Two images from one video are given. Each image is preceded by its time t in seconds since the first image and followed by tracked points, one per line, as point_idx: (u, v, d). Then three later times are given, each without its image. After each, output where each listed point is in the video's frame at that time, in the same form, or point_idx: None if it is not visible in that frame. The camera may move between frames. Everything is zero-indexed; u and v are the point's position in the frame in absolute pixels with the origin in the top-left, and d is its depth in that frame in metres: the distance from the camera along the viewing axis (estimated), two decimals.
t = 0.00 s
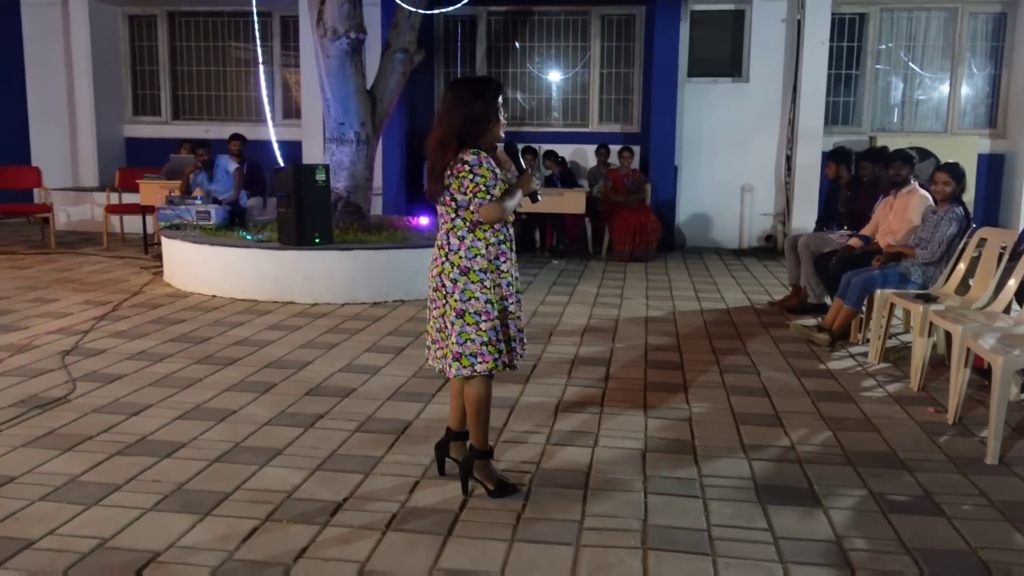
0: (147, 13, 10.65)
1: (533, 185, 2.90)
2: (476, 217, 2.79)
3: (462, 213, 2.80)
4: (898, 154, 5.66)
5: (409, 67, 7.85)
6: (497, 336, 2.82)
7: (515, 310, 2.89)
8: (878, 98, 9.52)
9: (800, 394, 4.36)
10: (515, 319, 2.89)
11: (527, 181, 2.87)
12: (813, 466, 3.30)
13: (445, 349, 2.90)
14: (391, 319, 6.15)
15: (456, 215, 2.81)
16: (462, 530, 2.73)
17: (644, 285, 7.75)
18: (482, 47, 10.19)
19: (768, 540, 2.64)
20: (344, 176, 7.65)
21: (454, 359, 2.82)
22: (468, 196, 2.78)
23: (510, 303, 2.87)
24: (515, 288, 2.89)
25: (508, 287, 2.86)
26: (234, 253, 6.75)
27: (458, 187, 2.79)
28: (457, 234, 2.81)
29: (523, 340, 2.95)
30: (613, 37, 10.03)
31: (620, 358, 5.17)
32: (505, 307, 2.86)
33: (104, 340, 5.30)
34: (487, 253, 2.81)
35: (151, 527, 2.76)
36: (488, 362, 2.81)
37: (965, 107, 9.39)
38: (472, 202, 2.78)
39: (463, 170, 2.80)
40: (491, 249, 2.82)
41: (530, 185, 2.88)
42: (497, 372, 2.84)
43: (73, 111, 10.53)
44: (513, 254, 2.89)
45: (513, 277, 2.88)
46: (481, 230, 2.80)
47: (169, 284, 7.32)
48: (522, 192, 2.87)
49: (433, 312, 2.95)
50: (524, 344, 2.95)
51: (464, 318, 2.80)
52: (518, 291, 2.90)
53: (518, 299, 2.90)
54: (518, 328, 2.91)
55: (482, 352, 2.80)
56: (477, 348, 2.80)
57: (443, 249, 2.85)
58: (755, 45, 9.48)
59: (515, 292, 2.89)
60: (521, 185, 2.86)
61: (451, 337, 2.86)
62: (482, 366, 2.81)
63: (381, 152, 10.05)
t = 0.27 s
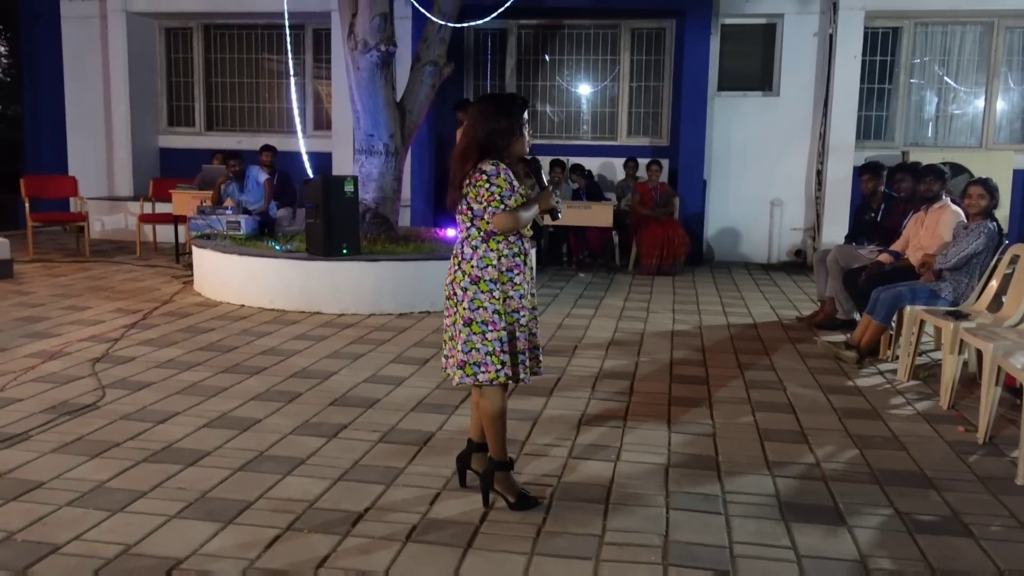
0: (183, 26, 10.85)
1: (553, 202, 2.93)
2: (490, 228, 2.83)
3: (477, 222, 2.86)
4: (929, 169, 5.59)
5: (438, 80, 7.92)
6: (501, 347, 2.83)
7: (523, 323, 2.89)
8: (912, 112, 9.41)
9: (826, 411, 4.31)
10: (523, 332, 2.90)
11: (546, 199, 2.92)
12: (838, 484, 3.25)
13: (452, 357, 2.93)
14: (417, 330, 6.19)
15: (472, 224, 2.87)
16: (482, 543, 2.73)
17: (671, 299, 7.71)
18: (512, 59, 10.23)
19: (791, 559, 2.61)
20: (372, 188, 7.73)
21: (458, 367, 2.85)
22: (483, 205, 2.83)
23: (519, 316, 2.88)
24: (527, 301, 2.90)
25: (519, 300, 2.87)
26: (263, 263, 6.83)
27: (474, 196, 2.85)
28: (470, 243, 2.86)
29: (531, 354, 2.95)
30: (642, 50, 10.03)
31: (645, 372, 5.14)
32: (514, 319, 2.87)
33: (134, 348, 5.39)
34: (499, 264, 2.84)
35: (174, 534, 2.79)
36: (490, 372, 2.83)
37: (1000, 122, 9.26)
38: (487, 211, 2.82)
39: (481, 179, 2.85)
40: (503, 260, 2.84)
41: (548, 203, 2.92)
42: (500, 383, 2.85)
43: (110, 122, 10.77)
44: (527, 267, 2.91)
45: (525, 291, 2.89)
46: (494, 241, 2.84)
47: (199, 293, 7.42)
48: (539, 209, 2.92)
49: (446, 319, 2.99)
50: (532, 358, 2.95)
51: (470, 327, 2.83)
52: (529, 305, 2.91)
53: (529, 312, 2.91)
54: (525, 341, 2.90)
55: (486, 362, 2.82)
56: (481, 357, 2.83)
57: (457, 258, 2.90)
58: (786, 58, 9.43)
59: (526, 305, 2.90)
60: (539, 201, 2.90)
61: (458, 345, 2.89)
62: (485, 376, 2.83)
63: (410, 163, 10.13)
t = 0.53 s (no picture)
0: (210, 40, 11.02)
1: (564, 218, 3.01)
2: (499, 237, 2.85)
3: (488, 231, 2.88)
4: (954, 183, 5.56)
5: (461, 92, 7.98)
6: (504, 356, 2.86)
7: (530, 334, 2.89)
8: (937, 125, 9.34)
9: (849, 427, 4.27)
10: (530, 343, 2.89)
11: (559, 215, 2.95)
12: (861, 500, 3.22)
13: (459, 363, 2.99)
14: (437, 342, 6.21)
15: (482, 233, 2.90)
16: (500, 555, 2.73)
17: (692, 313, 7.68)
18: (534, 72, 10.27)
19: None
20: (395, 200, 7.78)
21: (461, 372, 2.92)
22: (494, 213, 2.87)
23: (527, 327, 2.88)
24: (536, 312, 2.90)
25: (526, 311, 2.87)
26: (285, 274, 6.89)
27: (488, 204, 2.89)
28: (479, 252, 2.89)
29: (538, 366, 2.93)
30: (665, 63, 10.05)
31: (665, 385, 5.12)
32: (520, 330, 2.88)
33: (157, 357, 5.46)
34: (505, 274, 2.85)
35: (194, 543, 2.82)
36: (491, 380, 2.87)
37: None
38: (497, 220, 2.86)
39: (495, 188, 2.89)
40: (510, 271, 2.86)
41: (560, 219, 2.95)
42: (501, 391, 2.89)
43: (137, 135, 10.95)
44: (536, 278, 2.91)
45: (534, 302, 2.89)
46: (502, 251, 2.86)
47: (222, 303, 7.51)
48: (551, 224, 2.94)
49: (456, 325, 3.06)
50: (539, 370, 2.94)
51: (474, 334, 2.88)
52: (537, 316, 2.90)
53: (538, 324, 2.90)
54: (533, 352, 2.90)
55: (487, 370, 2.88)
56: (482, 365, 2.88)
57: (466, 265, 2.94)
58: (810, 71, 9.39)
59: (534, 316, 2.90)
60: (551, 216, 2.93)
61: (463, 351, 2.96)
62: (486, 384, 2.88)
63: (432, 175, 10.20)
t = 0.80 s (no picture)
0: (213, 51, 11.09)
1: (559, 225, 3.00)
2: (489, 245, 2.92)
3: (479, 239, 2.95)
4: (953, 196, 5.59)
5: (462, 104, 8.03)
6: (491, 362, 2.93)
7: (517, 341, 2.95)
8: (937, 137, 9.38)
9: (847, 438, 4.27)
10: (516, 349, 2.95)
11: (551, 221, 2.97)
12: (858, 511, 3.23)
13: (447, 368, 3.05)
14: (437, 352, 6.22)
15: (474, 241, 2.96)
16: (497, 565, 2.74)
17: (693, 324, 7.70)
18: (536, 84, 10.32)
19: None
20: (396, 211, 7.81)
21: (448, 378, 2.97)
22: (484, 222, 2.92)
23: (515, 334, 2.95)
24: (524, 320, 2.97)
25: (515, 318, 2.94)
26: (286, 284, 6.91)
27: (478, 214, 2.94)
28: (470, 259, 2.96)
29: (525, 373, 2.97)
30: (666, 76, 10.10)
31: (664, 396, 5.12)
32: (508, 337, 2.95)
33: (158, 367, 5.47)
34: (495, 281, 2.93)
35: (191, 552, 2.83)
36: (477, 386, 2.94)
37: None
38: (488, 228, 2.91)
39: (485, 198, 2.95)
40: (500, 278, 2.93)
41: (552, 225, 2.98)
42: (486, 397, 2.95)
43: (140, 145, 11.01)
44: (525, 286, 2.98)
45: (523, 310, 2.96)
46: (492, 259, 2.93)
47: (223, 313, 7.53)
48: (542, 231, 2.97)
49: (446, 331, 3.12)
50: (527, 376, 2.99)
51: (462, 340, 2.95)
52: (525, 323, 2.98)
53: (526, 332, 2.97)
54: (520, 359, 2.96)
55: (474, 376, 2.94)
56: (469, 370, 2.94)
57: (457, 273, 3.02)
58: (809, 84, 9.44)
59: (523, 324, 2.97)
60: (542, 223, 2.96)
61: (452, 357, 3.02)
62: (472, 389, 2.94)
63: (433, 186, 10.24)
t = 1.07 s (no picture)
0: (210, 57, 11.10)
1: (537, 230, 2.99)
2: (465, 256, 2.94)
3: (454, 250, 2.97)
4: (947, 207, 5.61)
5: (459, 112, 8.07)
6: (469, 373, 2.95)
7: (496, 351, 2.96)
8: (931, 149, 9.43)
9: (841, 447, 4.28)
10: (494, 359, 2.96)
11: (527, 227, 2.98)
12: (852, 520, 3.23)
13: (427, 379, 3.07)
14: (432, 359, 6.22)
15: (450, 252, 2.98)
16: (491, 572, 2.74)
17: (687, 332, 7.71)
18: (532, 92, 10.35)
19: None
20: (392, 218, 7.81)
21: (428, 391, 2.98)
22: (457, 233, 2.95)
23: (493, 343, 2.96)
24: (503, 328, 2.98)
25: (493, 327, 2.96)
26: (281, 289, 6.90)
27: (452, 225, 2.97)
28: (447, 271, 2.98)
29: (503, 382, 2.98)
30: (662, 85, 10.14)
31: (659, 404, 5.12)
32: (486, 346, 2.96)
33: (152, 371, 5.46)
34: (471, 291, 2.95)
35: (184, 556, 2.82)
36: (456, 397, 2.95)
37: (1021, 160, 9.26)
38: (461, 239, 2.93)
39: (457, 209, 2.96)
40: (477, 287, 2.95)
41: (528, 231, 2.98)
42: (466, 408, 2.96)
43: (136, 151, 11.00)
44: (503, 295, 3.00)
45: (501, 318, 2.98)
46: (468, 269, 2.95)
47: (218, 318, 7.52)
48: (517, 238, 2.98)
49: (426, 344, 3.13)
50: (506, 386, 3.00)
51: (440, 352, 2.96)
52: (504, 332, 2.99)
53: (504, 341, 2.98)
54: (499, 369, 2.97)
55: (452, 387, 2.95)
56: (447, 382, 2.95)
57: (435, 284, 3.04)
58: (804, 95, 9.49)
59: (501, 333, 2.98)
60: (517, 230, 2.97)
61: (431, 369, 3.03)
62: (451, 401, 2.96)
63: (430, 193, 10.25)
